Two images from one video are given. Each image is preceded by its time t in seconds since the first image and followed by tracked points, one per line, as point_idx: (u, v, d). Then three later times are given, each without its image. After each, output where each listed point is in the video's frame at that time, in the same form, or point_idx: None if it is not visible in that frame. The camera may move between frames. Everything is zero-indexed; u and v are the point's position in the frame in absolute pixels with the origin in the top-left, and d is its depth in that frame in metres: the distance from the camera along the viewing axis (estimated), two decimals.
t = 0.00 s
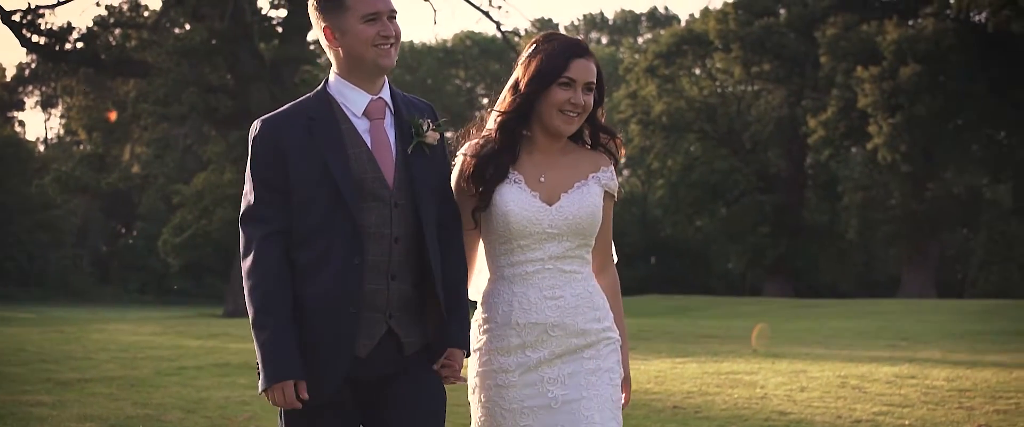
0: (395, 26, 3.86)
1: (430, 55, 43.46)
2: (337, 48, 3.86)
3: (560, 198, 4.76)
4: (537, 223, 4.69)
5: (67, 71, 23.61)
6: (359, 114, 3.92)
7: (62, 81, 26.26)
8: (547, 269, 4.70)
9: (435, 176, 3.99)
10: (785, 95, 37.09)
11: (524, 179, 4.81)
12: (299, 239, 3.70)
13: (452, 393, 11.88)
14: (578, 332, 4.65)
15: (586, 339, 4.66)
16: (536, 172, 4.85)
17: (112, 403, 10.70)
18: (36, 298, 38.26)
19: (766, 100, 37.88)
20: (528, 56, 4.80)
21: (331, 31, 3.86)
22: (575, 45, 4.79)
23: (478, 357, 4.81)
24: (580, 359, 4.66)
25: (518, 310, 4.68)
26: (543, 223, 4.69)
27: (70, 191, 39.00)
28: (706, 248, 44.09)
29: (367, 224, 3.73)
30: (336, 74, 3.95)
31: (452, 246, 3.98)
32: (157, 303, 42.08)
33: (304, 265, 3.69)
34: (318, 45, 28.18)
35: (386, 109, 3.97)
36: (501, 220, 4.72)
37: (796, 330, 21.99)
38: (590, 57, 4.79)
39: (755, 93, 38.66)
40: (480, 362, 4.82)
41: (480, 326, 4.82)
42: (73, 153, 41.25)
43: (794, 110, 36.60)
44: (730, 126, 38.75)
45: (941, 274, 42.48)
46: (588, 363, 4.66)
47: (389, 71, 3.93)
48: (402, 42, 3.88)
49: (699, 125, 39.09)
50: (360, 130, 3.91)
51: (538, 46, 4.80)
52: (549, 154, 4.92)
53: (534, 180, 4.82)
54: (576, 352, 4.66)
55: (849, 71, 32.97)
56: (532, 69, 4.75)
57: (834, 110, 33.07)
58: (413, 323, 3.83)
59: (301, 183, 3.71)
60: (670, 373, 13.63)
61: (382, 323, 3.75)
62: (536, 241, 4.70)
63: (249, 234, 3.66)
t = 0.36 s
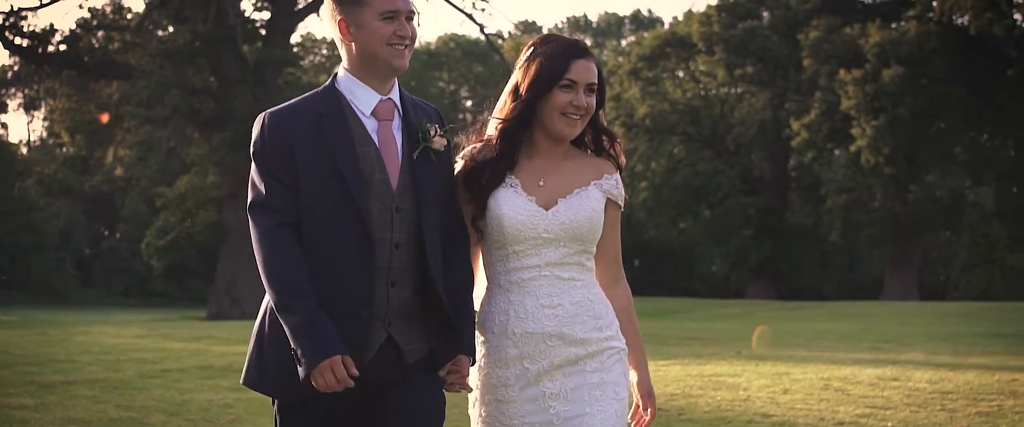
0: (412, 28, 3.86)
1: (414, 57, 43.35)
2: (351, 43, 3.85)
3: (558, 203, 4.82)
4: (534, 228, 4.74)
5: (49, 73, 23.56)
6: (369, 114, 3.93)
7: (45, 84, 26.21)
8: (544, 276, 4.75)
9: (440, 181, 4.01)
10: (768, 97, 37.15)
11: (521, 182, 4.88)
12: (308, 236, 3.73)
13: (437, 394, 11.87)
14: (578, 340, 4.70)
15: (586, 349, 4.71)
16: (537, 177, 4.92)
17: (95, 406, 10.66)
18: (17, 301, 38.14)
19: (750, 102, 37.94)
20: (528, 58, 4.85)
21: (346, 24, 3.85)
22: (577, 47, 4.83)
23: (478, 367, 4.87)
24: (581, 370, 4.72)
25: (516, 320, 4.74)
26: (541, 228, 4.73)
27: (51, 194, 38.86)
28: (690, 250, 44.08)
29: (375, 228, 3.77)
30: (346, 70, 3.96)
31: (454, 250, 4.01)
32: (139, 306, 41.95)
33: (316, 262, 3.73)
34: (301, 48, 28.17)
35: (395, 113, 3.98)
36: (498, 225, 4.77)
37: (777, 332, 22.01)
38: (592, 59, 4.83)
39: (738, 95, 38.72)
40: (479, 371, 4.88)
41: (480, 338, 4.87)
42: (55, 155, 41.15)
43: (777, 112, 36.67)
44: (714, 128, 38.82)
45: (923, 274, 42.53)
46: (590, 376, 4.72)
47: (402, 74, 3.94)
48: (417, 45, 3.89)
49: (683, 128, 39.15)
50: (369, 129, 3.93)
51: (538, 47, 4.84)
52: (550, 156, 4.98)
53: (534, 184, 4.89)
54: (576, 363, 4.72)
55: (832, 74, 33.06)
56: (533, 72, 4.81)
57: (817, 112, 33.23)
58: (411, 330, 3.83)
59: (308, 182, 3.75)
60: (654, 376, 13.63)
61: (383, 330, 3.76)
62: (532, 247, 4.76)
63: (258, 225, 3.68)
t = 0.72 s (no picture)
0: (433, 32, 3.83)
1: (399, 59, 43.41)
2: (371, 41, 3.84)
3: (563, 194, 4.69)
4: (537, 220, 4.62)
5: (32, 74, 23.54)
6: (385, 116, 3.90)
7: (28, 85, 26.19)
8: (548, 269, 4.63)
9: (456, 189, 3.99)
10: (752, 98, 37.22)
11: (526, 176, 4.76)
12: (319, 232, 3.68)
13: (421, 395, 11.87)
14: (582, 337, 4.61)
15: (591, 349, 4.62)
16: (543, 170, 4.78)
17: (75, 407, 10.66)
18: None
19: (734, 104, 38.02)
20: (531, 50, 4.73)
21: (368, 21, 3.85)
22: (581, 36, 4.71)
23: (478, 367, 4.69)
24: (587, 371, 4.61)
25: (520, 314, 4.60)
26: (545, 219, 4.62)
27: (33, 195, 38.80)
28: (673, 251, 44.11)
29: (389, 233, 3.74)
30: (363, 70, 3.94)
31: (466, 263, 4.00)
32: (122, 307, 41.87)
33: (328, 261, 3.68)
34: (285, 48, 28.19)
35: (413, 114, 3.96)
36: (500, 216, 4.65)
37: (759, 333, 22.05)
38: (596, 52, 4.70)
39: (722, 96, 38.79)
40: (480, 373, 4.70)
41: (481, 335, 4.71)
42: (38, 156, 41.10)
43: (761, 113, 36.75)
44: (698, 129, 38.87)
45: (905, 275, 42.63)
46: (597, 378, 4.62)
47: (420, 76, 3.91)
48: (437, 47, 3.85)
49: (667, 129, 39.20)
50: (385, 131, 3.90)
51: (540, 39, 4.73)
52: (557, 150, 4.84)
53: (539, 176, 4.76)
54: (582, 358, 4.61)
55: (816, 76, 33.15)
56: (535, 67, 4.69)
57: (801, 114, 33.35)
58: (420, 342, 3.82)
59: (321, 178, 3.70)
60: (639, 377, 13.65)
61: (391, 340, 3.75)
62: (536, 240, 4.64)
63: (272, 226, 3.64)
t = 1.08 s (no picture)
0: (453, 25, 3.83)
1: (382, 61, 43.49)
2: (394, 22, 3.84)
3: (569, 187, 4.66)
4: (542, 212, 4.58)
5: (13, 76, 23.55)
6: (403, 104, 3.83)
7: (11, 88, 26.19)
8: (551, 264, 4.62)
9: (479, 179, 3.91)
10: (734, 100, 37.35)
11: (528, 167, 4.70)
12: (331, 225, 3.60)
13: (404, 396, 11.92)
14: (580, 333, 4.61)
15: (589, 347, 4.64)
16: (544, 160, 4.74)
17: (57, 409, 10.67)
18: None
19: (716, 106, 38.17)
20: (527, 38, 4.69)
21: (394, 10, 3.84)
22: (571, 22, 4.68)
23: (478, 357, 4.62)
24: (585, 371, 4.63)
25: (520, 307, 4.59)
26: (550, 212, 4.59)
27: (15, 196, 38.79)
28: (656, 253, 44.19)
29: (406, 222, 3.64)
30: (382, 58, 3.90)
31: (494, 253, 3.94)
32: (103, 310, 41.80)
33: (340, 252, 3.58)
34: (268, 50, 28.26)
35: (432, 103, 3.90)
36: (505, 206, 4.60)
37: (741, 335, 22.14)
38: (590, 38, 4.66)
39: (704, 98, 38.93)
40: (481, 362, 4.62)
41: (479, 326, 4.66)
42: (20, 157, 41.11)
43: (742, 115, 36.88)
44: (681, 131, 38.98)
45: (887, 277, 42.74)
46: (594, 380, 4.66)
47: (438, 67, 3.87)
48: (457, 40, 3.85)
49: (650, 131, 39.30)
50: (403, 119, 3.82)
51: (535, 28, 4.68)
52: (558, 141, 4.80)
53: (540, 167, 4.71)
54: (579, 357, 4.62)
55: (798, 78, 33.33)
56: (529, 55, 4.66)
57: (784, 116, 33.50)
58: (438, 336, 3.74)
59: (332, 164, 3.60)
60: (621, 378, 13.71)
61: (408, 335, 3.65)
62: (539, 233, 4.60)
63: (282, 218, 3.54)
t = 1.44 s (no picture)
0: (465, 24, 3.59)
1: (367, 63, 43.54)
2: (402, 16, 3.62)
3: (578, 190, 4.63)
4: (555, 215, 4.55)
5: None
6: (406, 96, 3.64)
7: None
8: (561, 268, 4.59)
9: (492, 172, 3.71)
10: (717, 102, 37.45)
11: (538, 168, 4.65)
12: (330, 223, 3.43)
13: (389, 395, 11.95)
14: (586, 340, 4.60)
15: (594, 352, 4.63)
16: (553, 160, 4.68)
17: (40, 411, 10.67)
18: None
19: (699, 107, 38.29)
20: (530, 34, 4.60)
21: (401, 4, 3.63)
22: (574, 17, 4.58)
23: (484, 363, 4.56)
24: (592, 378, 4.64)
25: (530, 312, 4.56)
26: (562, 215, 4.56)
27: None
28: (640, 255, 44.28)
29: (407, 215, 3.46)
30: (388, 50, 3.72)
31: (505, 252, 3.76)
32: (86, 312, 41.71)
33: (335, 251, 3.44)
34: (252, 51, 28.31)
35: (440, 96, 3.72)
36: (521, 209, 4.54)
37: (725, 336, 22.19)
38: (593, 31, 4.58)
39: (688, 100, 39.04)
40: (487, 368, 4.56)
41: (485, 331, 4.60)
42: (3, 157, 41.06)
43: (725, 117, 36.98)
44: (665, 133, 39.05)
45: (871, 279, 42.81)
46: (599, 390, 4.67)
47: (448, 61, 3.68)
48: (468, 37, 3.62)
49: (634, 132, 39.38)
50: (404, 110, 3.62)
51: (538, 22, 4.59)
52: (564, 141, 4.72)
53: (549, 169, 4.65)
54: (586, 364, 4.62)
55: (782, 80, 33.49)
56: (532, 48, 4.57)
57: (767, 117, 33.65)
58: (446, 338, 3.55)
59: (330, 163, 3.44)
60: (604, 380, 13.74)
61: (414, 334, 3.48)
62: (551, 236, 4.57)
63: (283, 219, 3.41)
